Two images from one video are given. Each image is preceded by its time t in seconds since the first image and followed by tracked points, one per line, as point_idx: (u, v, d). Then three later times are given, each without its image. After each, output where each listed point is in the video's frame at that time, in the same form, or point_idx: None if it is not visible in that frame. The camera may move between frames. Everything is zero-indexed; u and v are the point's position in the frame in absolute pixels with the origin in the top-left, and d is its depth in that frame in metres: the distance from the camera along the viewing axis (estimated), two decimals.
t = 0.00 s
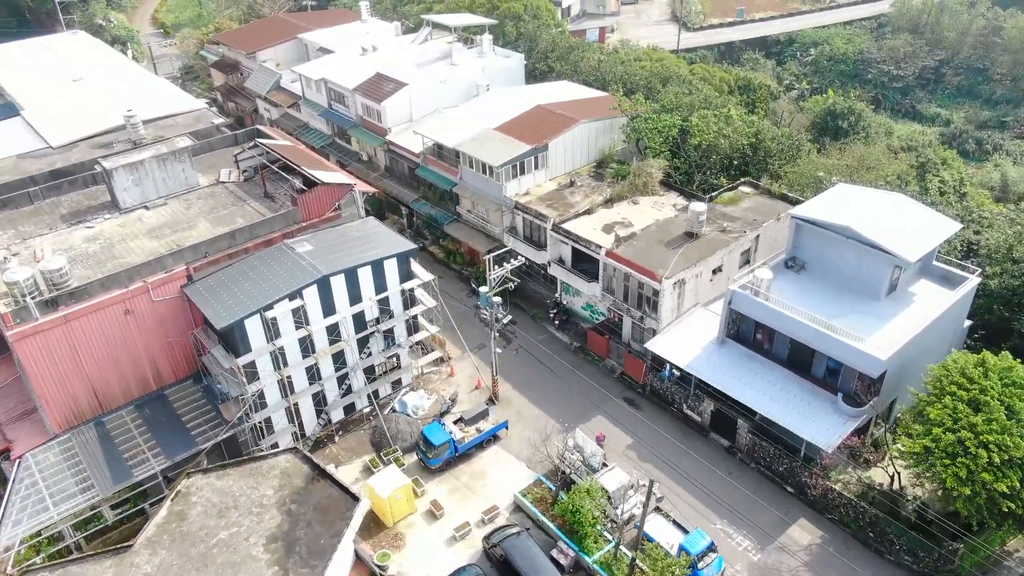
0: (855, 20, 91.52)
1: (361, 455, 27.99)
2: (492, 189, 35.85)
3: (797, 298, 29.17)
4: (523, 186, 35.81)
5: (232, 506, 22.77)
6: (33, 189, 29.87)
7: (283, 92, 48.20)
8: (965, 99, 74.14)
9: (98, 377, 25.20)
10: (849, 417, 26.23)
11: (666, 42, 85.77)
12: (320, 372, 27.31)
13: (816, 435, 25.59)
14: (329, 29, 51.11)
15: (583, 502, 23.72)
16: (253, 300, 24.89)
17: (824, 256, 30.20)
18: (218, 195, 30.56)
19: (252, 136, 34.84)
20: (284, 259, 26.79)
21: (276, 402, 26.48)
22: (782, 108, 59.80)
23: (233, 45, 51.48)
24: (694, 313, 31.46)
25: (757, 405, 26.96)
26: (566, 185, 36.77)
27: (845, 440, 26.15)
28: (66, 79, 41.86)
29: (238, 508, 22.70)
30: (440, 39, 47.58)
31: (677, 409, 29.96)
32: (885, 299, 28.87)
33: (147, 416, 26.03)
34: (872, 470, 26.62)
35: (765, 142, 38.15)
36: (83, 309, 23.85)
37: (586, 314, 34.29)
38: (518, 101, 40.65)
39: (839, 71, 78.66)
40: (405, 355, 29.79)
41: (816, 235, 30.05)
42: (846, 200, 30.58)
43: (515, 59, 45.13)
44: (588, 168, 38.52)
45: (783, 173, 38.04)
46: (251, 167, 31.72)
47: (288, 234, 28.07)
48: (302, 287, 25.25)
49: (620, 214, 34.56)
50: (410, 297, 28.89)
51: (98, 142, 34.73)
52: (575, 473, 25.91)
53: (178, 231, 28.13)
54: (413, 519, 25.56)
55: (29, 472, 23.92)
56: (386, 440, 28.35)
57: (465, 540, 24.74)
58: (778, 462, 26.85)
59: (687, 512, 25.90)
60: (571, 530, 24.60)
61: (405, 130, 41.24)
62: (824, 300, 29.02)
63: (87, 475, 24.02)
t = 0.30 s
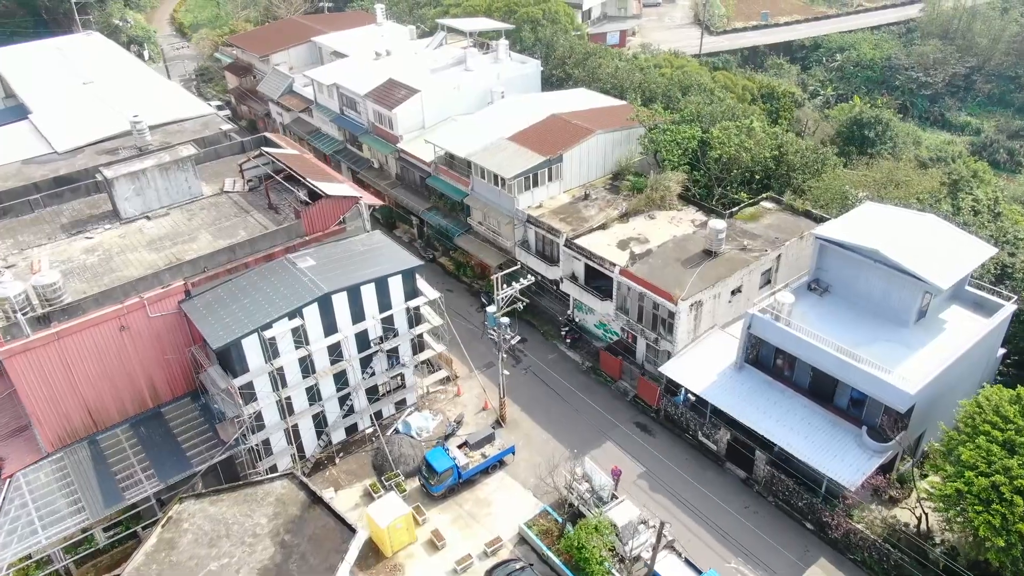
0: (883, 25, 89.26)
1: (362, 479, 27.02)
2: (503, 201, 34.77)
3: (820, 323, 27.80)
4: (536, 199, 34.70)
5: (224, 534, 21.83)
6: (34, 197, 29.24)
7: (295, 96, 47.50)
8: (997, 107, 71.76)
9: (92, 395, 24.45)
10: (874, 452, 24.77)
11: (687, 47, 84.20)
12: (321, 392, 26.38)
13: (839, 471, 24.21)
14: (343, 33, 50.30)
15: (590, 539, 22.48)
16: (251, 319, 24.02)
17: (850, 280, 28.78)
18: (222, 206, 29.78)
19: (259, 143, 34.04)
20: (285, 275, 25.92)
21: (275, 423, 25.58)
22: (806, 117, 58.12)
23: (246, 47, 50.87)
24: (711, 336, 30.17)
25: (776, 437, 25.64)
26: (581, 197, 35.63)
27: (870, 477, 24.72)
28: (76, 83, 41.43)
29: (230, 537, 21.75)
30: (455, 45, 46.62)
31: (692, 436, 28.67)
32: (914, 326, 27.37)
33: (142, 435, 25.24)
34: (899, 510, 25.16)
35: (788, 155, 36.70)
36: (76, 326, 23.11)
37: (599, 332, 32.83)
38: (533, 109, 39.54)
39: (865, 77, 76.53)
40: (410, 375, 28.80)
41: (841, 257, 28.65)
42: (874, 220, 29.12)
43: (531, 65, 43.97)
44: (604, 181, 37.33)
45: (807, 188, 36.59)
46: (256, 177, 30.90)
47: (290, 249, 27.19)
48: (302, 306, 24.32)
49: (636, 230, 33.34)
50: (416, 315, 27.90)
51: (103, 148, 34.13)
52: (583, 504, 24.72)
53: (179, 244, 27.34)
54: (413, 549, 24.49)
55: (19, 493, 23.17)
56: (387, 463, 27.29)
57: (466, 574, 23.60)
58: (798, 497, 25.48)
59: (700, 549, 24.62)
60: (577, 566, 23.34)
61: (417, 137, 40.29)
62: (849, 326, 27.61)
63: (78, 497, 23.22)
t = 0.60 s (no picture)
0: (911, 30, 87.02)
1: (362, 504, 26.04)
2: (515, 214, 33.67)
3: (844, 352, 26.37)
4: (548, 212, 33.57)
5: (214, 565, 20.87)
6: (34, 205, 28.62)
7: (307, 100, 46.74)
8: None
9: (84, 414, 23.70)
10: (900, 492, 23.31)
11: (709, 52, 82.55)
12: (320, 414, 25.46)
13: (861, 512, 22.80)
14: (357, 36, 49.47)
15: None
16: (248, 339, 23.12)
17: (877, 306, 27.33)
18: (224, 217, 28.97)
19: (266, 151, 33.25)
20: (286, 292, 25.02)
21: (272, 446, 24.66)
22: (832, 126, 56.41)
23: (259, 50, 50.22)
24: (729, 361, 28.84)
25: (794, 472, 24.29)
26: (596, 211, 34.45)
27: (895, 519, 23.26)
28: (86, 86, 40.97)
29: (219, 568, 20.79)
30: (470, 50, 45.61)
31: (707, 466, 27.37)
32: (944, 357, 25.87)
33: (136, 455, 24.45)
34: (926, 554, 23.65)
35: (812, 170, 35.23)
36: (67, 344, 22.37)
37: (611, 353, 31.73)
38: (548, 119, 38.40)
39: (893, 84, 74.35)
40: (414, 396, 27.78)
41: (868, 282, 27.22)
42: (904, 242, 27.63)
43: (548, 73, 42.78)
44: (620, 194, 36.11)
45: (831, 205, 35.13)
46: (260, 187, 30.05)
47: (292, 264, 26.28)
48: (300, 326, 23.39)
49: (651, 246, 32.09)
50: (420, 335, 26.87)
51: (109, 154, 33.52)
52: (590, 540, 23.52)
53: (178, 257, 26.55)
54: None
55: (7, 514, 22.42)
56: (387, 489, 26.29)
57: None
58: (817, 537, 24.10)
59: None
60: None
61: (429, 146, 39.29)
62: (875, 355, 26.17)
63: (67, 520, 22.43)
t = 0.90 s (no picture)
0: (941, 36, 84.65)
1: (359, 531, 25.06)
2: (526, 228, 32.58)
3: (868, 384, 24.97)
4: (560, 227, 32.45)
5: None
6: (32, 214, 27.97)
7: (318, 105, 45.96)
8: None
9: (75, 433, 22.93)
10: (927, 537, 21.84)
11: (731, 57, 80.82)
12: (319, 438, 24.54)
13: (885, 557, 21.41)
14: (371, 40, 48.64)
15: None
16: (243, 360, 22.25)
17: (904, 334, 25.87)
18: (225, 229, 28.15)
19: (271, 160, 32.43)
20: (284, 311, 24.13)
21: (266, 471, 23.74)
22: (857, 135, 54.66)
23: (271, 53, 49.54)
24: (746, 388, 27.52)
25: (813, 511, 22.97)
26: (610, 226, 33.28)
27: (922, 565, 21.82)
28: (94, 89, 40.43)
29: None
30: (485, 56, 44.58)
31: (721, 499, 26.07)
32: (976, 391, 24.34)
33: (128, 476, 23.67)
34: None
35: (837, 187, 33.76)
36: (57, 362, 21.62)
37: (623, 375, 30.40)
38: (562, 129, 37.25)
39: (921, 91, 72.19)
40: (416, 418, 26.77)
41: (895, 309, 25.78)
42: (934, 268, 26.14)
43: (564, 80, 41.50)
44: (635, 208, 34.89)
45: (857, 223, 33.54)
46: (263, 199, 29.25)
47: (291, 281, 25.41)
48: (297, 348, 22.47)
49: (667, 264, 30.84)
50: (424, 356, 25.85)
51: (112, 161, 32.87)
52: None
53: (176, 271, 25.77)
54: None
55: None
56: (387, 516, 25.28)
57: None
58: None
59: None
60: None
61: (440, 154, 38.31)
62: (902, 388, 24.73)
63: (53, 545, 21.65)
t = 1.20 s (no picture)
0: (972, 41, 82.14)
1: (356, 561, 24.07)
2: (536, 243, 31.47)
3: (894, 418, 23.59)
4: (572, 243, 31.33)
5: None
6: (30, 223, 27.35)
7: (329, 110, 45.20)
8: None
9: (64, 455, 22.15)
10: None
11: (754, 62, 79.14)
12: (315, 463, 23.63)
13: None
14: (385, 44, 47.82)
15: None
16: (236, 383, 21.35)
17: (933, 366, 24.39)
18: (226, 241, 27.33)
19: (276, 169, 31.59)
20: (281, 331, 23.24)
21: (260, 497, 22.84)
22: (884, 146, 52.92)
23: (284, 56, 48.88)
24: (763, 418, 26.20)
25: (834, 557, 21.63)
26: (624, 242, 32.06)
27: None
28: (103, 92, 39.93)
29: None
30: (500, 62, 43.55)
31: (735, 535, 24.74)
32: (1010, 430, 22.79)
33: (118, 499, 22.85)
34: None
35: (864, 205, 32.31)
36: (44, 383, 20.86)
37: (635, 399, 29.39)
38: (577, 139, 36.10)
39: (951, 98, 69.96)
40: (418, 443, 25.74)
41: (923, 339, 24.31)
42: (966, 296, 24.62)
43: (580, 88, 40.31)
44: (651, 223, 33.66)
45: (884, 243, 32.02)
46: (265, 210, 28.41)
47: (290, 299, 24.51)
48: (292, 372, 21.55)
49: (682, 284, 29.59)
50: (426, 380, 24.82)
51: (116, 168, 32.25)
52: None
53: (173, 285, 24.96)
54: None
55: None
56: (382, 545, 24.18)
57: None
58: None
59: None
60: None
61: (451, 163, 37.31)
62: (930, 424, 23.32)
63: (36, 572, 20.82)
